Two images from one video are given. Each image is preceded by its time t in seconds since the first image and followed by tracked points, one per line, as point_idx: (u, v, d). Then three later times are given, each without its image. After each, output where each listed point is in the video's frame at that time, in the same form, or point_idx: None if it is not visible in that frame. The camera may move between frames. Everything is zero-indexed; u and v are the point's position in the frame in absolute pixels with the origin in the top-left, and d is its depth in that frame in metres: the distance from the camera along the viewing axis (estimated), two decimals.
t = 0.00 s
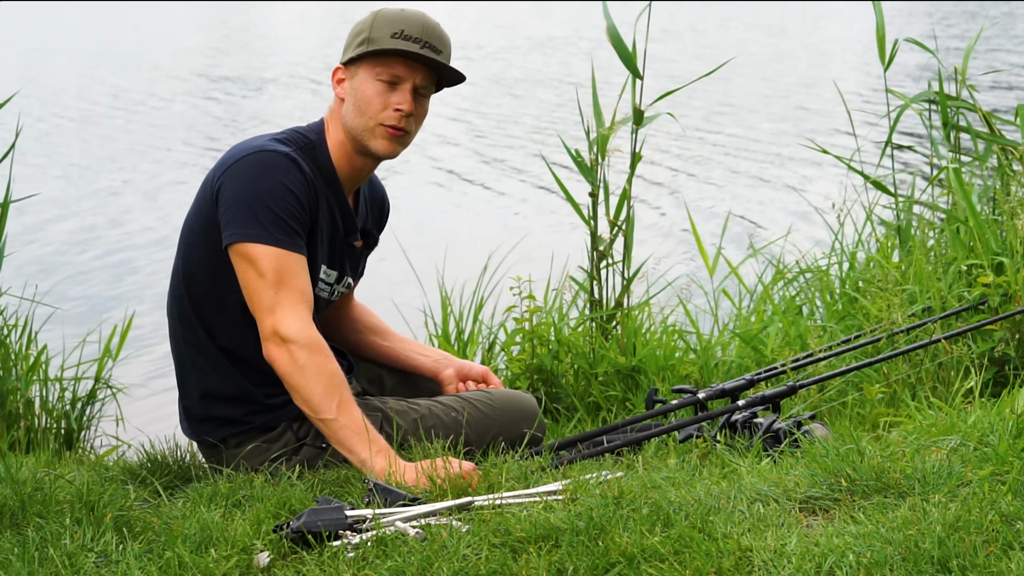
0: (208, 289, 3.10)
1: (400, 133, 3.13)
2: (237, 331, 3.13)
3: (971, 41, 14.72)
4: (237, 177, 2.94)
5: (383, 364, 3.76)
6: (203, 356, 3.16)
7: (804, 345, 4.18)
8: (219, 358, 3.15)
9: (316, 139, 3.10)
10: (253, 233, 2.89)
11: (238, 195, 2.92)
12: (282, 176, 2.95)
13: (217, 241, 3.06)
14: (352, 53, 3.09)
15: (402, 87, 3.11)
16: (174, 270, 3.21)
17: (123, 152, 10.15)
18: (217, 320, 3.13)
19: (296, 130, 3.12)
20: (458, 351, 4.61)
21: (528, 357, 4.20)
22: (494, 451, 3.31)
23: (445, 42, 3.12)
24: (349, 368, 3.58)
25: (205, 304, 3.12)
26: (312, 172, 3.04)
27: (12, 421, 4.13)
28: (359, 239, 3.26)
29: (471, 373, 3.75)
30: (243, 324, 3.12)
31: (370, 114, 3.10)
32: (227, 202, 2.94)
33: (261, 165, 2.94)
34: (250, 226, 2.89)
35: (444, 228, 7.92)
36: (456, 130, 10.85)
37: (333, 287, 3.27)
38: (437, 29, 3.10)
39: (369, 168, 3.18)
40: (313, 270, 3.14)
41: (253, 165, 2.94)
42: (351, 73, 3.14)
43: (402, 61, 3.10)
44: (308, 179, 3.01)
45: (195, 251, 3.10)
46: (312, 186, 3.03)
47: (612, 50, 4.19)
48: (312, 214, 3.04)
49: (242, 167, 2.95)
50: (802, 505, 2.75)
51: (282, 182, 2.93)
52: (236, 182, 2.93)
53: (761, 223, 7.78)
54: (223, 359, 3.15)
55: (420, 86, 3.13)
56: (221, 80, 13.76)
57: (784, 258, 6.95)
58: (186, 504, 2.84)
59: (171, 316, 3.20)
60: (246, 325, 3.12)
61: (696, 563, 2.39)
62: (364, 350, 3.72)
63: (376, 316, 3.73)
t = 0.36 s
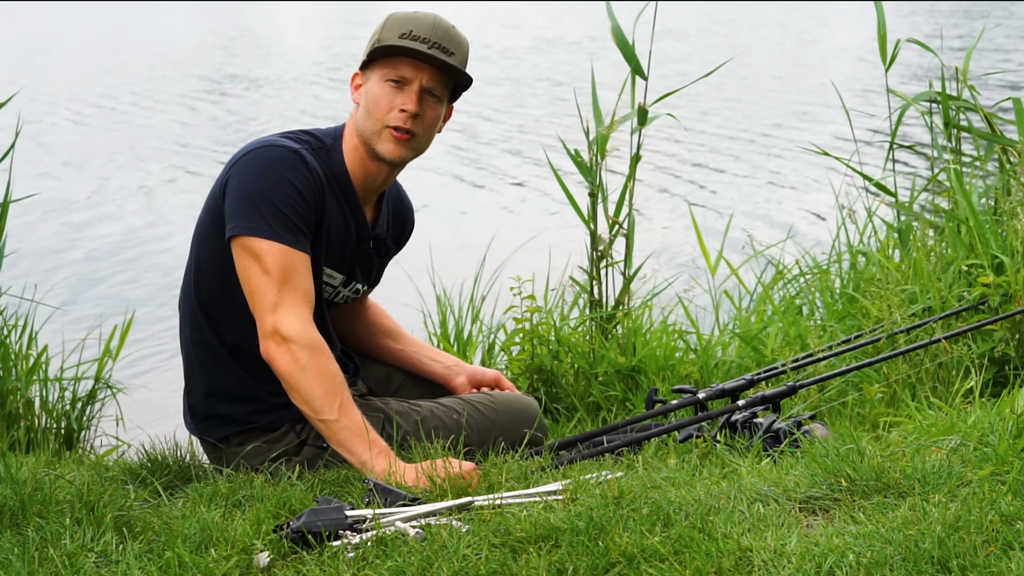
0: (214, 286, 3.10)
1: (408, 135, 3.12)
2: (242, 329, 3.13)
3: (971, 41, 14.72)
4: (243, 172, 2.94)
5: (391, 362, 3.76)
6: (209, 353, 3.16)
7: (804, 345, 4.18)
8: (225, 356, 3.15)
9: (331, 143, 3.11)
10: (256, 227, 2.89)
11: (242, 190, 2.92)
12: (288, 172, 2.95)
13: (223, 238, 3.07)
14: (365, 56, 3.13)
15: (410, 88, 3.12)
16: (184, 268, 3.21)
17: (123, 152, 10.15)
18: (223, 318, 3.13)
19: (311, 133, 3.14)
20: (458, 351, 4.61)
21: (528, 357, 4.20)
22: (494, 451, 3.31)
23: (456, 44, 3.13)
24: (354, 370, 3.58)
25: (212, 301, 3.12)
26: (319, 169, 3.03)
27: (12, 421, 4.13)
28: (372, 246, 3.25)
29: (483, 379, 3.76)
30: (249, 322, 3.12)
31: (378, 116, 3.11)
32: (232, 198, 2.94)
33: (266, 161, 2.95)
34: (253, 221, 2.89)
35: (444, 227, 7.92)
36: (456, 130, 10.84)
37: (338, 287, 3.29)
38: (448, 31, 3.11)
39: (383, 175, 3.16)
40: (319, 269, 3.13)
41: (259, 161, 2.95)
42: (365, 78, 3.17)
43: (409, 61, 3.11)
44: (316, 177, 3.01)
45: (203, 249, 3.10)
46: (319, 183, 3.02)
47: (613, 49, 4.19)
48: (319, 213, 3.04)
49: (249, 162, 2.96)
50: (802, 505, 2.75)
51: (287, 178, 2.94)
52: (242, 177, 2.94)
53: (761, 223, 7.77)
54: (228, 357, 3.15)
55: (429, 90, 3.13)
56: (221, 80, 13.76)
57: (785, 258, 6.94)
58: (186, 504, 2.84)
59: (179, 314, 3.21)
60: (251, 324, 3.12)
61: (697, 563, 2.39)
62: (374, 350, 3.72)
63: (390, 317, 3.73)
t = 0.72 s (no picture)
0: (214, 287, 3.10)
1: (408, 140, 3.12)
2: (242, 330, 3.13)
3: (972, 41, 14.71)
4: (242, 173, 2.94)
5: (390, 362, 3.76)
6: (209, 355, 3.16)
7: (804, 345, 4.18)
8: (225, 357, 3.15)
9: (330, 144, 3.12)
10: (255, 228, 2.89)
11: (242, 190, 2.92)
12: (287, 172, 2.95)
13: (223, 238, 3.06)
14: (367, 60, 3.13)
15: (411, 93, 3.11)
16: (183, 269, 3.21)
17: (123, 152, 10.16)
18: (223, 319, 3.13)
19: (310, 135, 3.14)
20: (458, 350, 4.61)
21: (528, 357, 4.20)
22: (494, 451, 3.31)
23: (457, 48, 3.12)
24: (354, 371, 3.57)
25: (211, 302, 3.12)
26: (319, 170, 3.03)
27: (11, 421, 4.13)
28: (371, 247, 3.26)
29: (481, 380, 3.77)
30: (249, 323, 3.12)
31: (378, 120, 3.10)
32: (231, 198, 2.94)
33: (266, 162, 2.95)
34: (252, 221, 2.89)
35: (444, 227, 7.91)
36: (456, 130, 10.83)
37: (338, 288, 3.29)
38: (450, 36, 3.11)
39: (380, 179, 3.16)
40: (318, 269, 3.13)
41: (259, 161, 2.95)
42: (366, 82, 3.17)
43: (412, 67, 3.10)
44: (315, 177, 3.01)
45: (203, 249, 3.10)
46: (319, 184, 3.02)
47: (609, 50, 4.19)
48: (319, 214, 3.04)
49: (249, 162, 2.96)
50: (802, 505, 2.75)
51: (286, 178, 2.94)
52: (242, 178, 2.94)
53: (761, 223, 7.76)
54: (228, 359, 3.15)
55: (431, 94, 3.13)
56: (222, 80, 13.76)
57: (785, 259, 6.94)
58: (186, 504, 2.84)
59: (180, 315, 3.22)
60: (251, 325, 3.12)
61: (696, 563, 2.39)
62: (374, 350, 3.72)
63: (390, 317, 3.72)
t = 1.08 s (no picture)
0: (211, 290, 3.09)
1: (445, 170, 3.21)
2: (240, 333, 3.12)
3: (972, 40, 14.71)
4: (245, 173, 2.94)
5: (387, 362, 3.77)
6: (207, 358, 3.15)
7: (804, 345, 4.18)
8: (222, 361, 3.15)
9: (326, 143, 3.11)
10: (259, 227, 2.89)
11: (245, 190, 2.92)
12: (290, 172, 2.96)
13: (222, 239, 3.06)
14: (425, 94, 3.04)
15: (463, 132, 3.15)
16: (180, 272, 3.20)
17: (123, 152, 10.16)
18: (221, 322, 3.12)
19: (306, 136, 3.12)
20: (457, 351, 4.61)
21: (528, 357, 4.19)
22: (494, 451, 3.31)
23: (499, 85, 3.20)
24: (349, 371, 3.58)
25: (208, 304, 3.11)
26: (320, 169, 3.04)
27: (11, 421, 4.13)
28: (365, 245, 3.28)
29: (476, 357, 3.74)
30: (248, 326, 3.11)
31: (427, 155, 3.12)
32: (234, 198, 2.94)
33: (269, 162, 2.95)
34: (256, 220, 2.89)
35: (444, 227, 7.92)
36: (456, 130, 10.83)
37: (335, 288, 3.28)
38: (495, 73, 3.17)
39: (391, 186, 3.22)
40: (319, 269, 3.13)
41: (261, 162, 2.95)
42: (409, 105, 3.07)
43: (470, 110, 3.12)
44: (316, 177, 3.02)
45: (201, 251, 3.09)
46: (321, 184, 3.03)
47: (606, 49, 4.18)
48: (320, 214, 3.05)
49: (252, 162, 2.96)
50: (802, 505, 2.75)
51: (290, 178, 2.94)
52: (245, 178, 2.94)
53: (761, 223, 7.76)
54: (226, 362, 3.15)
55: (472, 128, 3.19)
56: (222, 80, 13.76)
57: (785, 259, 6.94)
58: (186, 504, 2.84)
59: (177, 319, 3.21)
60: (249, 327, 3.11)
61: (696, 563, 2.39)
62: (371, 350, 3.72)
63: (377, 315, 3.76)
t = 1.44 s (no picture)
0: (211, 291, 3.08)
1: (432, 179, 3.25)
2: (240, 333, 3.11)
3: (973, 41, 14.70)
4: (250, 170, 2.94)
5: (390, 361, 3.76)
6: (207, 359, 3.14)
7: (804, 345, 4.18)
8: (222, 362, 3.14)
9: (322, 141, 3.10)
10: (265, 223, 2.89)
11: (249, 188, 2.92)
12: (295, 170, 2.96)
13: (224, 238, 3.05)
14: (438, 112, 3.06)
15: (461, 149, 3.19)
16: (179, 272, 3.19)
17: (123, 151, 10.16)
18: (221, 322, 3.10)
19: (304, 134, 3.11)
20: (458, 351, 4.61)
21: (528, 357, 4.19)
22: (494, 451, 3.32)
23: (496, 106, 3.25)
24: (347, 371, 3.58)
25: (208, 305, 3.09)
26: (322, 167, 3.04)
27: (11, 421, 4.13)
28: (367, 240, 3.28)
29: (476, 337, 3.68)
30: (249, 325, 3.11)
31: (424, 168, 3.16)
32: (238, 195, 2.94)
33: (273, 160, 2.95)
34: (262, 216, 2.89)
35: (444, 227, 7.92)
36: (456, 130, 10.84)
37: (343, 286, 3.27)
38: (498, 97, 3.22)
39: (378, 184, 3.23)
40: (321, 267, 3.13)
41: (265, 159, 2.95)
42: (419, 118, 3.08)
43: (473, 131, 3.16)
44: (319, 175, 3.02)
45: (202, 250, 3.08)
46: (324, 182, 3.03)
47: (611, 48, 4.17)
48: (322, 212, 3.05)
49: (256, 160, 2.96)
50: (802, 505, 2.75)
51: (294, 176, 2.95)
52: (250, 175, 2.93)
53: (761, 224, 7.77)
54: (226, 363, 3.14)
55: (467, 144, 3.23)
56: (222, 81, 13.76)
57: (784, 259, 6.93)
58: (186, 504, 2.84)
59: (176, 320, 3.19)
60: (249, 327, 3.11)
61: (696, 563, 2.39)
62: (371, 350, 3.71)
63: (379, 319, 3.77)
